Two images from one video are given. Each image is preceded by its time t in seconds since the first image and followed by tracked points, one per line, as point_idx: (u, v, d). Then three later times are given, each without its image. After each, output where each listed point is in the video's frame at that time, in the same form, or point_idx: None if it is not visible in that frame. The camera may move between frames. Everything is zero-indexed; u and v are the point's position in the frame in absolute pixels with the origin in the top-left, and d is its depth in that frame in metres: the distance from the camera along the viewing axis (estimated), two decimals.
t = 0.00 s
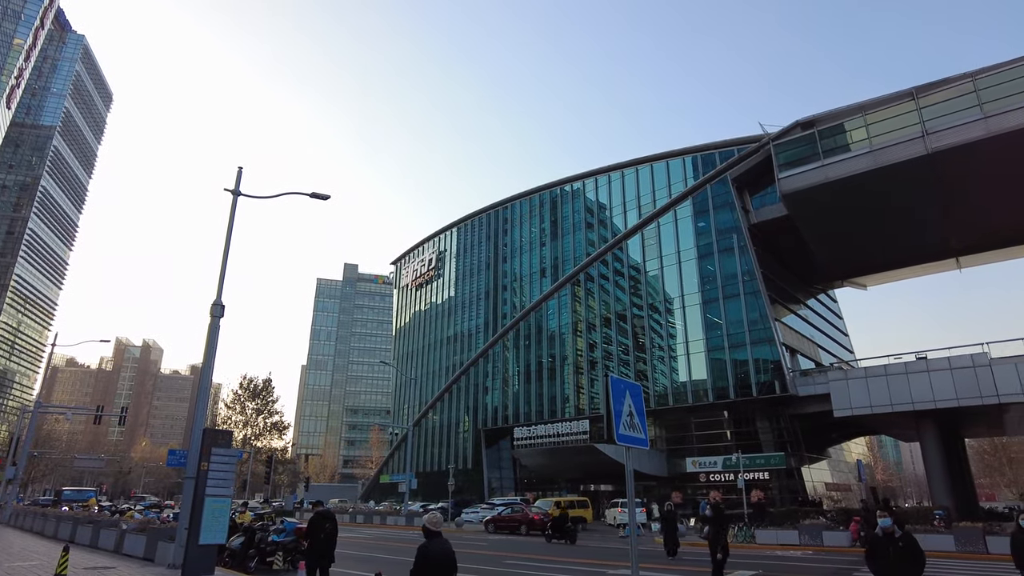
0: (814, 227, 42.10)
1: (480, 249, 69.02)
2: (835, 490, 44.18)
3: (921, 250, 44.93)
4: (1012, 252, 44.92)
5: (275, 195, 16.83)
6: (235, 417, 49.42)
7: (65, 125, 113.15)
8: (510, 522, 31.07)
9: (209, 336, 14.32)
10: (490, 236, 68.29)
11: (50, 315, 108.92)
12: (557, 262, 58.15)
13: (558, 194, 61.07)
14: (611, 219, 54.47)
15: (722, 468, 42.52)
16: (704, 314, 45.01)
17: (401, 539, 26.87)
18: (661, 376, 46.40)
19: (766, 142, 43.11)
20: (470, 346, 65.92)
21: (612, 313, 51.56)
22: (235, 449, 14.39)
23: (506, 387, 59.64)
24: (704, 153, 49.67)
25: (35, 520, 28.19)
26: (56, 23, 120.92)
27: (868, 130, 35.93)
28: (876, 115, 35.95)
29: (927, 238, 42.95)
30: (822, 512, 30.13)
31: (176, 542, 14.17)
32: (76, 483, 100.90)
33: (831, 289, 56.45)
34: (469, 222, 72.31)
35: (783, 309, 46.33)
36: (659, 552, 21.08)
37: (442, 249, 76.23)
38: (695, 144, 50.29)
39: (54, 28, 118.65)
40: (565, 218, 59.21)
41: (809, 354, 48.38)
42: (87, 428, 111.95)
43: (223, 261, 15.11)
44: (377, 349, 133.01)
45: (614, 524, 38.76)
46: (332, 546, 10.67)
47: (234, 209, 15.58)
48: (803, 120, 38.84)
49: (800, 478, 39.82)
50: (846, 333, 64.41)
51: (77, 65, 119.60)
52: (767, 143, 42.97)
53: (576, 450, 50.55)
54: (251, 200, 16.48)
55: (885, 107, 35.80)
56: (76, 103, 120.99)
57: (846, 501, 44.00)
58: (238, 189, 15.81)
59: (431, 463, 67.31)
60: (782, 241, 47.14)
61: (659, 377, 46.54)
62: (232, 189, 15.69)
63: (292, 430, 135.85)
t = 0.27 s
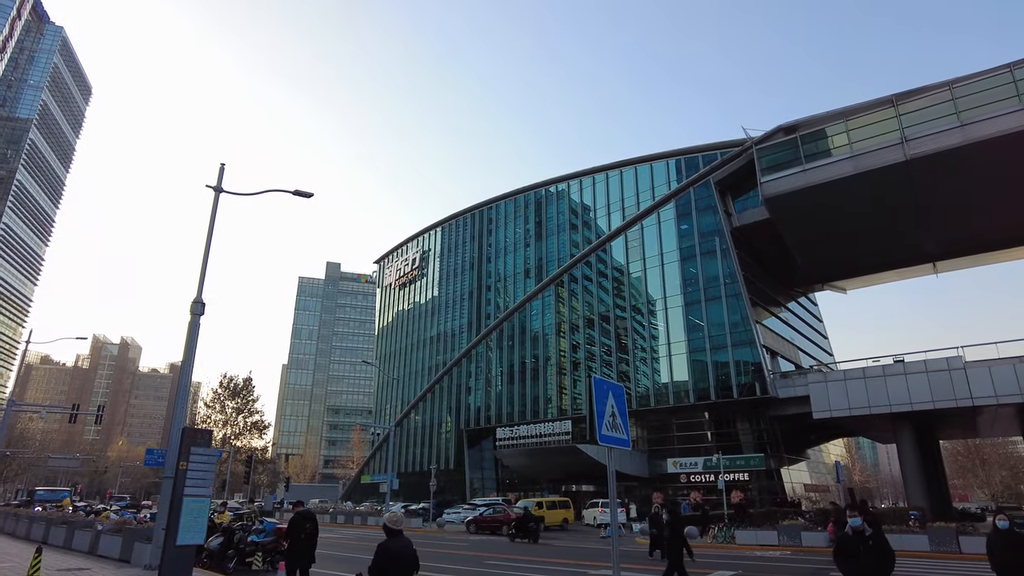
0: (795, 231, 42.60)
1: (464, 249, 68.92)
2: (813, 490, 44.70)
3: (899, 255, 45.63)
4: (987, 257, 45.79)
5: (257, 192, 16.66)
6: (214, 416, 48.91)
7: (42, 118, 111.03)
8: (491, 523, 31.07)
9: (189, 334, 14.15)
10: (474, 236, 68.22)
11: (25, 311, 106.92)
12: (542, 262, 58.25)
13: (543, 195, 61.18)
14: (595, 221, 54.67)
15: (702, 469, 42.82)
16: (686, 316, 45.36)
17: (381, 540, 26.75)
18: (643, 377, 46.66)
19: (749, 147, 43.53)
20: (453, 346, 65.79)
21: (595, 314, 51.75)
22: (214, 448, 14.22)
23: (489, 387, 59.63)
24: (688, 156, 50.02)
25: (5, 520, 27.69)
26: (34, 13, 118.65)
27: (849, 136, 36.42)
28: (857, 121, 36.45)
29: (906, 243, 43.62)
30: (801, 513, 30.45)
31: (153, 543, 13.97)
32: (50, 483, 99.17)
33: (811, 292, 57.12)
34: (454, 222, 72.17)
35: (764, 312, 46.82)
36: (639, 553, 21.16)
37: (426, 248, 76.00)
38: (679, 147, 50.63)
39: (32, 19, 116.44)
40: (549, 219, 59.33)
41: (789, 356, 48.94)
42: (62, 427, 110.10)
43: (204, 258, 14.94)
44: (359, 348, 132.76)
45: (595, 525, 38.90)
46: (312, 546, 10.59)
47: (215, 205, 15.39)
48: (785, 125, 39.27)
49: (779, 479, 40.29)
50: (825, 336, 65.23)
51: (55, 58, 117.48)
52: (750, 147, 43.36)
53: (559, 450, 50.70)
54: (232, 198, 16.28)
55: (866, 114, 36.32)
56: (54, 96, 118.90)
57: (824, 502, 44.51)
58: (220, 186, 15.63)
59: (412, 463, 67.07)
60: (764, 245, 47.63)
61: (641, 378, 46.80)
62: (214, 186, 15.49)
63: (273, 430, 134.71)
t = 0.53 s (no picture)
0: (775, 234, 43.09)
1: (448, 249, 68.76)
2: (791, 491, 45.28)
3: (877, 259, 46.32)
4: (962, 262, 46.66)
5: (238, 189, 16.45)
6: (192, 415, 48.30)
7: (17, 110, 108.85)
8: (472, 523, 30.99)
9: (167, 332, 13.95)
10: (458, 236, 68.09)
11: None
12: (525, 263, 58.31)
13: (527, 195, 61.23)
14: (578, 222, 54.82)
15: (682, 470, 43.10)
16: (667, 317, 45.68)
17: (361, 540, 26.61)
18: (624, 378, 46.89)
19: (731, 150, 43.93)
20: (435, 346, 65.58)
21: (578, 315, 51.91)
22: (192, 448, 14.02)
23: (471, 388, 59.55)
24: (671, 159, 50.34)
25: None
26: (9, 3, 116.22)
27: (830, 141, 36.92)
28: (837, 127, 36.94)
29: (883, 248, 44.32)
30: (779, 513, 30.77)
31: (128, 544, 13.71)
32: (21, 483, 97.26)
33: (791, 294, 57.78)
34: (437, 221, 71.93)
35: (744, 314, 47.28)
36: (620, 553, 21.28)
37: (409, 247, 75.69)
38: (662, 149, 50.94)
39: (7, 8, 114.01)
40: (533, 219, 59.42)
41: (768, 358, 49.48)
42: (34, 426, 107.99)
43: (183, 254, 14.74)
44: (339, 348, 132.20)
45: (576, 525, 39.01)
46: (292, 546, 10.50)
47: (195, 201, 15.15)
48: (767, 129, 39.72)
49: (758, 480, 40.80)
50: (804, 338, 66.06)
51: (31, 49, 115.21)
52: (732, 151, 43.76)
53: (540, 451, 50.85)
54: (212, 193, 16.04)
55: (846, 119, 36.83)
56: (29, 88, 116.63)
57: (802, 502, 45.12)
58: (201, 182, 15.40)
59: (393, 464, 66.76)
60: (745, 248, 48.10)
61: (623, 379, 47.02)
62: (195, 182, 15.27)
63: (252, 429, 133.31)
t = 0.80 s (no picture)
0: (756, 237, 43.54)
1: (431, 248, 68.57)
2: (770, 491, 45.74)
3: (855, 263, 46.99)
4: (937, 267, 47.50)
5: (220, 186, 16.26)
6: (170, 414, 47.65)
7: None
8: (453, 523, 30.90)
9: (146, 331, 13.77)
10: (441, 236, 67.92)
11: None
12: (508, 263, 58.35)
13: (511, 196, 61.26)
14: (562, 223, 54.96)
15: (663, 470, 43.37)
16: (649, 319, 45.98)
17: (340, 541, 26.42)
18: (606, 378, 47.10)
19: (714, 154, 44.31)
20: (418, 346, 65.35)
21: (561, 315, 52.04)
22: (170, 448, 13.87)
23: (453, 388, 59.45)
24: (655, 161, 50.65)
25: None
26: None
27: (811, 146, 37.40)
28: (818, 132, 37.42)
29: (862, 252, 44.95)
30: (757, 514, 31.06)
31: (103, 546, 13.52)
32: None
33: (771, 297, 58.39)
34: (421, 220, 71.68)
35: (725, 316, 47.71)
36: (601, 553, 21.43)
37: (392, 247, 75.32)
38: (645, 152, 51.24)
39: None
40: (516, 220, 59.48)
41: (748, 360, 49.98)
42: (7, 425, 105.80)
43: (163, 250, 14.55)
44: (321, 347, 132.13)
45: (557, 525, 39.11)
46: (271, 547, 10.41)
47: (176, 198, 14.93)
48: (750, 133, 40.14)
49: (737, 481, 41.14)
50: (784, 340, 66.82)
51: (7, 39, 112.78)
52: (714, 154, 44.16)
53: (522, 451, 50.93)
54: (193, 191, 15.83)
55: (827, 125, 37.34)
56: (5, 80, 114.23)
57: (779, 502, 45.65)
58: (181, 179, 15.18)
59: (374, 464, 66.45)
60: (726, 251, 48.54)
61: (605, 380, 47.22)
62: (176, 178, 15.06)
63: (231, 429, 131.68)
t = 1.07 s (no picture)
0: (738, 241, 43.95)
1: (415, 248, 68.36)
2: (749, 492, 46.13)
3: (835, 266, 47.61)
4: (914, 271, 48.25)
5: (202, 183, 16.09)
6: (148, 413, 47.04)
7: None
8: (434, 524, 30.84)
9: (124, 328, 13.60)
10: (426, 235, 67.75)
11: None
12: (492, 264, 58.35)
13: (496, 197, 61.27)
14: (547, 224, 55.06)
15: (644, 471, 43.60)
16: (632, 320, 46.23)
17: (320, 542, 26.24)
18: (589, 379, 47.27)
19: (697, 157, 44.66)
20: (401, 345, 65.09)
21: (544, 316, 52.14)
22: (148, 447, 13.72)
23: (436, 388, 59.30)
24: (639, 163, 50.94)
25: None
26: None
27: (793, 151, 37.84)
28: (800, 136, 37.88)
29: (841, 256, 45.53)
30: (736, 514, 31.33)
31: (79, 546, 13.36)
32: None
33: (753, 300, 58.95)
34: (405, 220, 71.41)
35: (707, 318, 48.09)
36: (582, 554, 21.48)
37: (376, 246, 74.97)
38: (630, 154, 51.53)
39: None
40: (501, 220, 59.51)
41: (730, 362, 50.40)
42: None
43: (143, 246, 14.40)
44: (302, 346, 130.65)
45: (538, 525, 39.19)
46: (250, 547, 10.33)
47: (157, 194, 14.76)
48: (733, 137, 40.51)
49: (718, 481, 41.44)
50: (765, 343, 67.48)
51: None
52: (698, 157, 44.51)
53: (504, 451, 50.94)
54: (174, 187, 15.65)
55: (809, 130, 37.81)
56: None
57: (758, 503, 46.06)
58: (162, 175, 14.99)
59: (355, 464, 66.07)
60: (709, 254, 48.94)
61: (587, 381, 47.39)
62: (158, 174, 14.90)
63: (210, 428, 130.12)
